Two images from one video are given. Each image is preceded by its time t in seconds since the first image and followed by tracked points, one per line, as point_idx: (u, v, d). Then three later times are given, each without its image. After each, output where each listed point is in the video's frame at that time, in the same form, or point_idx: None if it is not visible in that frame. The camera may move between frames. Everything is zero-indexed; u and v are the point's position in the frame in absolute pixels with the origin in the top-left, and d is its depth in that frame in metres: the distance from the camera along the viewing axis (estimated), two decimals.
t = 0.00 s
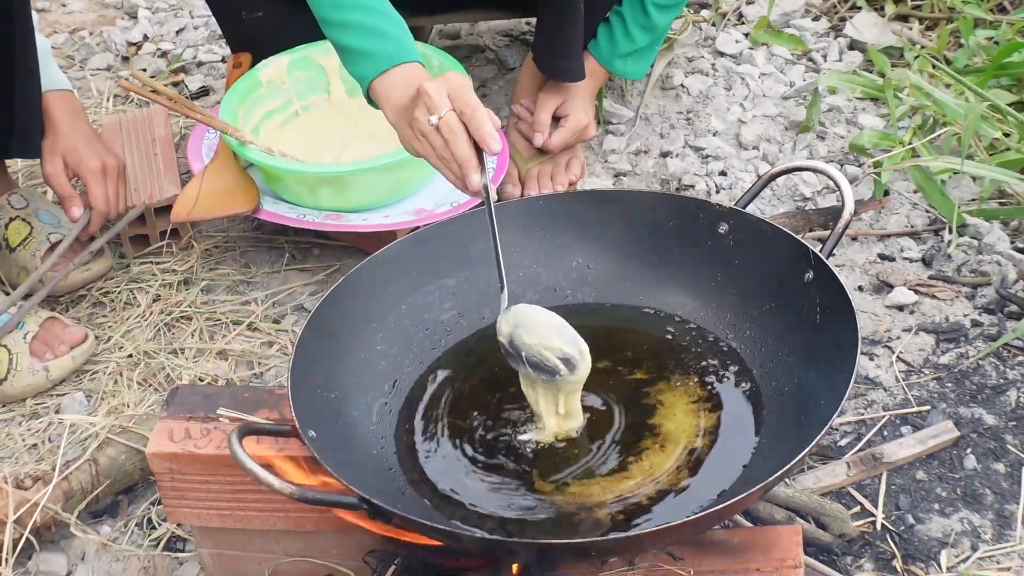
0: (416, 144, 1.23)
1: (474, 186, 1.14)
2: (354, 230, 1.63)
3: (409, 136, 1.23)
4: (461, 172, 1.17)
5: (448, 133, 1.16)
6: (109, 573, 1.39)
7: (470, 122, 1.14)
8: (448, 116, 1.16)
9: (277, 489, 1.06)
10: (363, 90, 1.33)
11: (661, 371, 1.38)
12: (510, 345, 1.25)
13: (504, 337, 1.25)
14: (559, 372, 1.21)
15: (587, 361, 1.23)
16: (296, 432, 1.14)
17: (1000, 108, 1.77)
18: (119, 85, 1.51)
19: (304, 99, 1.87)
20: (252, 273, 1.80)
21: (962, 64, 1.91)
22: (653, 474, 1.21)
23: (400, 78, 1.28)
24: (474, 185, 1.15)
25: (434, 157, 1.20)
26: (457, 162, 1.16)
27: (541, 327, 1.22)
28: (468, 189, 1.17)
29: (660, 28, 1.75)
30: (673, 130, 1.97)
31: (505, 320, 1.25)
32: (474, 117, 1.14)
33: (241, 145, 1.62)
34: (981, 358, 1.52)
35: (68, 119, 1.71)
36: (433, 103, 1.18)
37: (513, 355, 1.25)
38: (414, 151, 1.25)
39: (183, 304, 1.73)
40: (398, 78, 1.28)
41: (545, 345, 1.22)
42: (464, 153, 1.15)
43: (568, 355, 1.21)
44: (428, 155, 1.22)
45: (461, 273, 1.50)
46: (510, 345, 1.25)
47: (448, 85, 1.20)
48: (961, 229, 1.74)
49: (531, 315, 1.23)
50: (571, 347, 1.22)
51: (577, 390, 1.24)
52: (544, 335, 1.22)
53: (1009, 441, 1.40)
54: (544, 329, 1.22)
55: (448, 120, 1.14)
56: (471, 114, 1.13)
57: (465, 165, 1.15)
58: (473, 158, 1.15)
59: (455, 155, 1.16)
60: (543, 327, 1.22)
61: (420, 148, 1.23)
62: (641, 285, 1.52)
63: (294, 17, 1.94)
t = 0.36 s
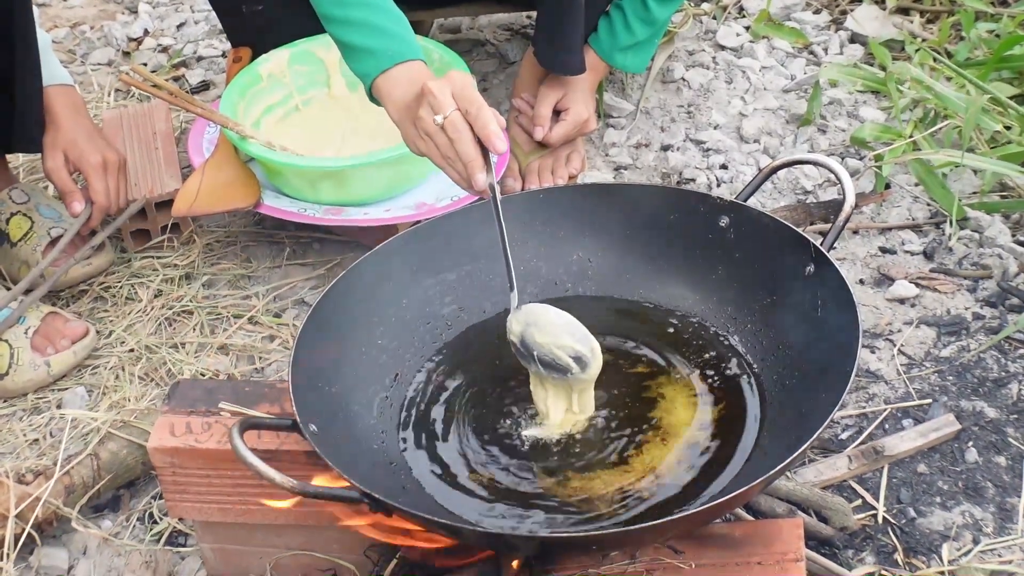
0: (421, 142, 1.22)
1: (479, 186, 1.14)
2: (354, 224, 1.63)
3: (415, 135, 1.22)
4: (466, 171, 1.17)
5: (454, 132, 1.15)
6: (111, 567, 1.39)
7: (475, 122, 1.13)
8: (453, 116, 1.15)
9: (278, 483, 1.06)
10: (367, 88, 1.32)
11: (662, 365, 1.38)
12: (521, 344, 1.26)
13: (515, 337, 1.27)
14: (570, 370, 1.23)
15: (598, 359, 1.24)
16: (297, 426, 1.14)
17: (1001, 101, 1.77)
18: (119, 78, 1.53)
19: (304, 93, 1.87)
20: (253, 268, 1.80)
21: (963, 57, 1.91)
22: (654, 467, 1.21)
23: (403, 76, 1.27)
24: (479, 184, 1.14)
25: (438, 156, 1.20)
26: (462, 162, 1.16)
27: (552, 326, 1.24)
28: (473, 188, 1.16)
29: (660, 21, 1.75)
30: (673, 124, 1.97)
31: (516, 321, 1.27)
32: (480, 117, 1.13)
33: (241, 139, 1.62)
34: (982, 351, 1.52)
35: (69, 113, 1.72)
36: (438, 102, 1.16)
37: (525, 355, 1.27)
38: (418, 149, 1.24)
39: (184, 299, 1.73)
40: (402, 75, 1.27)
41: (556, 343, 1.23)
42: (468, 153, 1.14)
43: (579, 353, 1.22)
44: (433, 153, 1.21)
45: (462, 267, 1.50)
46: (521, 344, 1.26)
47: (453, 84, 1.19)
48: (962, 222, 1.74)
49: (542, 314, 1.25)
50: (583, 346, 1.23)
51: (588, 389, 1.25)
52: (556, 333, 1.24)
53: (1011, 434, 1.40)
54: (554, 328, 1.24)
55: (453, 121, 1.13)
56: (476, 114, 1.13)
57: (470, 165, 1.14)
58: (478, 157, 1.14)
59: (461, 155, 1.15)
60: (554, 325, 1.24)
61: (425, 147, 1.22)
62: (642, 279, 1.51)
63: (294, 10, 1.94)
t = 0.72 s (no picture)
0: (426, 145, 1.19)
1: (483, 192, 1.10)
2: (355, 220, 1.63)
3: (420, 138, 1.19)
4: (470, 176, 1.13)
5: (459, 136, 1.11)
6: (113, 563, 1.39)
7: (482, 126, 1.10)
8: (459, 120, 1.12)
9: (280, 481, 1.06)
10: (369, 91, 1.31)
11: (665, 360, 1.38)
12: (526, 350, 1.27)
13: (520, 343, 1.27)
14: (575, 376, 1.23)
15: (604, 367, 1.23)
16: (299, 422, 1.14)
17: (1003, 94, 1.77)
18: (119, 74, 1.54)
19: (304, 89, 1.86)
20: (254, 264, 1.79)
21: (965, 51, 1.91)
22: (658, 463, 1.21)
23: (406, 78, 1.25)
24: (484, 190, 1.10)
25: (443, 160, 1.16)
26: (466, 166, 1.12)
27: (559, 332, 1.24)
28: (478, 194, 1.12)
29: (662, 16, 1.75)
30: (675, 118, 1.96)
31: (523, 327, 1.27)
32: (487, 122, 1.10)
33: (242, 135, 1.62)
34: (986, 346, 1.52)
35: (69, 108, 1.72)
36: (444, 105, 1.13)
37: (530, 361, 1.27)
38: (422, 152, 1.21)
39: (185, 295, 1.73)
40: (404, 77, 1.26)
41: (562, 349, 1.23)
42: (473, 158, 1.10)
43: (585, 360, 1.22)
44: (437, 157, 1.18)
45: (464, 263, 1.50)
46: (526, 350, 1.27)
47: (460, 87, 1.15)
48: (965, 216, 1.74)
49: (549, 320, 1.25)
50: (589, 353, 1.23)
51: (593, 395, 1.26)
52: (563, 340, 1.24)
53: (1014, 428, 1.40)
54: (561, 335, 1.24)
55: (459, 124, 1.10)
56: (483, 118, 1.10)
57: (475, 169, 1.11)
58: (484, 163, 1.11)
59: (465, 160, 1.11)
60: (561, 332, 1.24)
61: (430, 150, 1.19)
62: (644, 275, 1.51)
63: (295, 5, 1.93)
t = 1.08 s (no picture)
0: (425, 138, 1.18)
1: (483, 184, 1.09)
2: (354, 214, 1.62)
3: (419, 131, 1.18)
4: (470, 169, 1.12)
5: (460, 128, 1.11)
6: (114, 559, 1.39)
7: (483, 119, 1.09)
8: (460, 113, 1.11)
9: (282, 477, 1.06)
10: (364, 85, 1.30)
11: (666, 354, 1.38)
12: (529, 344, 1.26)
13: (523, 336, 1.27)
14: (578, 371, 1.23)
15: (605, 362, 1.25)
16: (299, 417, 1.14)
17: (1003, 87, 1.77)
18: (119, 70, 1.53)
19: (303, 83, 1.86)
20: (254, 259, 1.79)
21: (965, 44, 1.91)
22: (658, 457, 1.21)
23: (404, 73, 1.25)
24: (484, 183, 1.09)
25: (443, 152, 1.15)
26: (466, 159, 1.11)
27: (563, 326, 1.24)
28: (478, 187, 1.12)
29: (661, 9, 1.75)
30: (675, 112, 1.96)
31: (526, 321, 1.27)
32: (488, 115, 1.09)
33: (241, 130, 1.62)
34: (986, 339, 1.52)
35: (67, 103, 1.72)
36: (446, 98, 1.13)
37: (531, 355, 1.27)
38: (420, 145, 1.20)
39: (185, 290, 1.73)
40: (401, 72, 1.25)
41: (566, 343, 1.23)
42: (474, 150, 1.09)
43: (588, 354, 1.23)
44: (436, 150, 1.17)
45: (463, 258, 1.50)
46: (529, 344, 1.26)
47: (460, 81, 1.15)
48: (965, 210, 1.74)
49: (554, 315, 1.25)
50: (592, 347, 1.24)
51: (593, 390, 1.26)
52: (566, 333, 1.24)
53: (1015, 421, 1.40)
54: (565, 329, 1.24)
55: (461, 117, 1.09)
56: (485, 112, 1.09)
57: (475, 162, 1.10)
58: (484, 156, 1.10)
59: (466, 153, 1.10)
60: (565, 326, 1.25)
61: (429, 143, 1.18)
62: (645, 269, 1.51)
63: None
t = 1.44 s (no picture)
0: (415, 131, 1.18)
1: (474, 178, 1.10)
2: (349, 210, 1.63)
3: (409, 123, 1.18)
4: (460, 162, 1.12)
5: (453, 121, 1.11)
6: (110, 554, 1.40)
7: (477, 114, 1.10)
8: (453, 107, 1.11)
9: (277, 472, 1.06)
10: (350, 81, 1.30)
11: (659, 348, 1.38)
12: (521, 327, 1.26)
13: (516, 320, 1.26)
14: (569, 354, 1.23)
15: (597, 345, 1.24)
16: (293, 413, 1.14)
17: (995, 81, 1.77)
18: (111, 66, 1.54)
19: (298, 79, 1.85)
20: (248, 254, 1.79)
21: (957, 38, 1.91)
22: (651, 452, 1.21)
23: (391, 69, 1.26)
24: (475, 176, 1.09)
25: (433, 146, 1.16)
26: (458, 152, 1.11)
27: (556, 309, 1.24)
28: (468, 181, 1.12)
29: (655, 5, 1.75)
30: (668, 106, 1.96)
31: (519, 303, 1.26)
32: (482, 110, 1.10)
33: (235, 126, 1.62)
34: (978, 332, 1.52)
35: (62, 99, 1.71)
36: (439, 91, 1.13)
37: (523, 337, 1.26)
38: (410, 138, 1.19)
39: (180, 286, 1.73)
40: (389, 67, 1.26)
41: (559, 326, 1.23)
42: (467, 143, 1.10)
43: (580, 337, 1.23)
44: (426, 144, 1.17)
45: (457, 253, 1.50)
46: (522, 327, 1.26)
47: (453, 75, 1.16)
48: (957, 203, 1.74)
49: (547, 297, 1.25)
50: (584, 330, 1.24)
51: (583, 374, 1.26)
52: (558, 316, 1.24)
53: (1007, 415, 1.40)
54: (558, 311, 1.24)
55: (455, 110, 1.10)
56: (479, 107, 1.10)
57: (467, 154, 1.10)
58: (476, 150, 1.10)
59: (458, 145, 1.11)
60: (557, 308, 1.24)
61: (419, 136, 1.17)
62: (638, 264, 1.51)
63: None
